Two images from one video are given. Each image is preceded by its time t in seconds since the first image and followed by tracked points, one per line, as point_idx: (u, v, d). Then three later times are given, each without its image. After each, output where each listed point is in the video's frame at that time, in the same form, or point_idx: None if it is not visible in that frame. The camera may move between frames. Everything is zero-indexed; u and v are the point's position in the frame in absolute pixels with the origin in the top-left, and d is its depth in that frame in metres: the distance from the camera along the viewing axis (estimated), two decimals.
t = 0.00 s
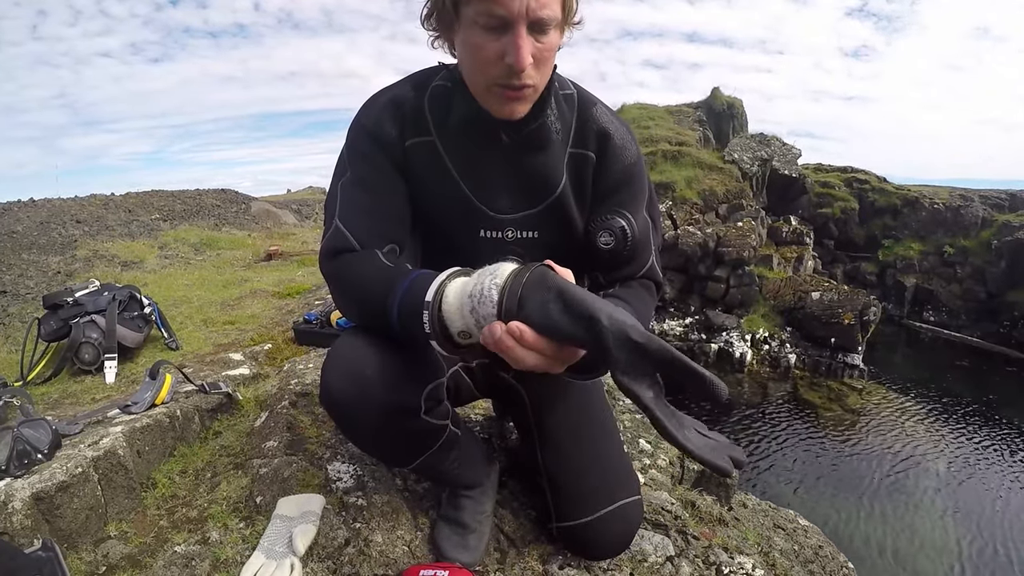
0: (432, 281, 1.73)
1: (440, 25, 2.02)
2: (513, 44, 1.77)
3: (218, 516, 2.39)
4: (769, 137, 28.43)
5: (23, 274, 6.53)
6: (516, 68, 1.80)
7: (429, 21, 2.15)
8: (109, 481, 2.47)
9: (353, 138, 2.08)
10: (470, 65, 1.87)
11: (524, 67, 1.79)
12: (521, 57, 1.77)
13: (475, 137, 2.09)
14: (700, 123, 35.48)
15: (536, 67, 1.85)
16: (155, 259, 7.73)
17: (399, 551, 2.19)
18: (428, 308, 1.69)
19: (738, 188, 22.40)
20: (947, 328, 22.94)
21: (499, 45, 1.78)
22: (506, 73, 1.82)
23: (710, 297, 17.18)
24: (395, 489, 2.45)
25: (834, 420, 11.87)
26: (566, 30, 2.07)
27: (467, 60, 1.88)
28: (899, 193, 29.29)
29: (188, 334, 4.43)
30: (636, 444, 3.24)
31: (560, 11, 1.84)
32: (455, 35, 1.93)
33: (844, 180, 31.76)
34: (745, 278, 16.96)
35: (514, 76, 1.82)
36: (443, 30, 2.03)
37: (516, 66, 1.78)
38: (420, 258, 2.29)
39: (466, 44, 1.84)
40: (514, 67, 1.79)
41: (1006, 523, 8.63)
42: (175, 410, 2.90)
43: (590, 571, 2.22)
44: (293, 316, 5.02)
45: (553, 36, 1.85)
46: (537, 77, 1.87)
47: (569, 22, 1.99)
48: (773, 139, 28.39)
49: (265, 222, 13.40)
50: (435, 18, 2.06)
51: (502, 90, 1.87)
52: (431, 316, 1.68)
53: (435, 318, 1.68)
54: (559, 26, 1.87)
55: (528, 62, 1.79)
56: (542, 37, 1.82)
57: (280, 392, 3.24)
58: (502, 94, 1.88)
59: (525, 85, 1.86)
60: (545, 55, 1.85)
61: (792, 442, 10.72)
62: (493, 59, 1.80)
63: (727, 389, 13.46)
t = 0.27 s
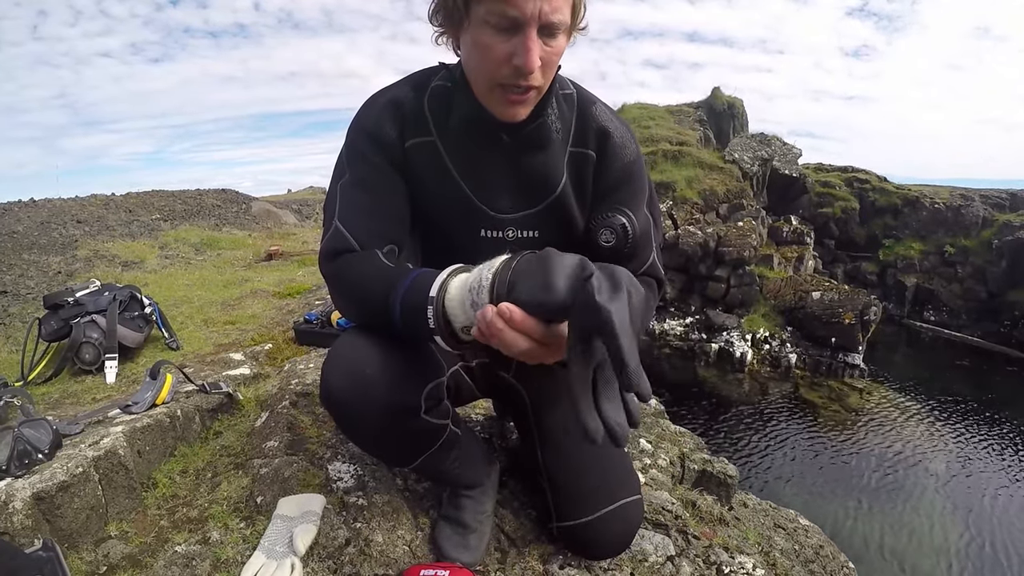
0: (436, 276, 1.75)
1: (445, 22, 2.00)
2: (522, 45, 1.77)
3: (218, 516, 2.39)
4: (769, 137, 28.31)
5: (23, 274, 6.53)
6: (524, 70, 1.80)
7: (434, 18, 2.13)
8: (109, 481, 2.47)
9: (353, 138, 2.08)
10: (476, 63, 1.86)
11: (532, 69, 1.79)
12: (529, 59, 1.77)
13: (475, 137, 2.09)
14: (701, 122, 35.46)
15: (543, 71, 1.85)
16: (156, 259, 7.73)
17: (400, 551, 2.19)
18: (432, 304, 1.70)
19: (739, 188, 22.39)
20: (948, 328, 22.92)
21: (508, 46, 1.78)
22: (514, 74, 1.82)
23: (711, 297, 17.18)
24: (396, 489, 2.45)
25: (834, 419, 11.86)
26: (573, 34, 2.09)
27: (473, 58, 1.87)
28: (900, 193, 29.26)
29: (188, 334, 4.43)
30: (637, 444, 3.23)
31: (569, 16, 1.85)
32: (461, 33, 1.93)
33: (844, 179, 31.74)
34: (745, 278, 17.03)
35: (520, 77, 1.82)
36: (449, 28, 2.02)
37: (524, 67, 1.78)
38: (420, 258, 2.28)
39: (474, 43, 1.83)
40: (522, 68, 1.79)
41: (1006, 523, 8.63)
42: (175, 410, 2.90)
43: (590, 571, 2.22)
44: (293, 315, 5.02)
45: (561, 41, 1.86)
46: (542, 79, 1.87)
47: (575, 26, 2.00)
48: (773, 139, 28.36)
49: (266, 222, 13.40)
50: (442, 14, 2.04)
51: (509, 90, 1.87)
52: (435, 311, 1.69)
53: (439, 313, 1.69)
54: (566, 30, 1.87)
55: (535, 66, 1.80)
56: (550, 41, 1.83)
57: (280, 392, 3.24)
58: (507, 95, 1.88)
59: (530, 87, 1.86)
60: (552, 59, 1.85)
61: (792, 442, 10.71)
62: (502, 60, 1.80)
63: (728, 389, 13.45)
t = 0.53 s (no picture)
0: (442, 273, 1.75)
1: (446, 23, 2.00)
2: (517, 51, 1.77)
3: (219, 516, 2.39)
4: (770, 137, 28.48)
5: (24, 274, 6.53)
6: (518, 76, 1.79)
7: (435, 17, 2.13)
8: (110, 481, 2.47)
9: (354, 139, 2.08)
10: (473, 66, 1.86)
11: (526, 75, 1.79)
12: (524, 65, 1.77)
13: (476, 138, 2.08)
14: (701, 123, 35.45)
15: (537, 76, 1.85)
16: (156, 259, 7.73)
17: (400, 550, 2.19)
18: (437, 301, 1.70)
19: (739, 188, 22.38)
20: (949, 328, 22.91)
21: (503, 51, 1.78)
22: (508, 79, 1.82)
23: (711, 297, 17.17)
24: (396, 489, 2.45)
25: (835, 420, 11.84)
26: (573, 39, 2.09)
27: (470, 61, 1.87)
28: (900, 193, 29.23)
29: (188, 334, 4.43)
30: (637, 444, 3.23)
31: (567, 22, 1.84)
32: (459, 35, 1.92)
33: (845, 180, 31.73)
34: (746, 278, 17.00)
35: (515, 82, 1.82)
36: (448, 29, 2.02)
37: (519, 73, 1.78)
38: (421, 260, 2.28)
39: (471, 47, 1.83)
40: (516, 74, 1.79)
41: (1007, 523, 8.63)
42: (175, 410, 2.90)
43: (590, 571, 2.22)
44: (293, 315, 5.02)
45: (558, 46, 1.85)
46: (537, 85, 1.87)
47: (574, 31, 2.00)
48: (774, 139, 28.35)
49: (266, 222, 13.41)
50: (442, 14, 2.04)
51: (503, 94, 1.87)
52: (441, 308, 1.69)
53: (444, 310, 1.69)
54: (564, 36, 1.86)
55: (530, 72, 1.80)
56: (546, 47, 1.82)
57: (281, 392, 3.24)
58: (502, 99, 1.88)
59: (525, 92, 1.86)
60: (548, 65, 1.85)
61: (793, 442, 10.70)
62: (497, 64, 1.80)
63: (728, 389, 13.45)
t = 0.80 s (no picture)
0: (444, 270, 1.74)
1: (444, 22, 2.01)
2: (512, 53, 1.77)
3: (218, 516, 2.39)
4: (769, 137, 28.45)
5: (23, 274, 6.52)
6: (512, 78, 1.79)
7: (433, 16, 2.14)
8: (109, 481, 2.47)
9: (353, 138, 2.08)
10: (469, 66, 1.87)
11: (520, 77, 1.79)
12: (518, 67, 1.77)
13: (475, 137, 2.08)
14: (701, 123, 35.46)
15: (532, 78, 1.85)
16: (156, 259, 7.72)
17: (399, 551, 2.19)
18: (439, 301, 1.69)
19: (738, 188, 22.39)
20: (948, 328, 22.94)
21: (498, 52, 1.78)
22: (503, 81, 1.82)
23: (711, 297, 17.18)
24: (396, 489, 2.45)
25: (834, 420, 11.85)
26: (569, 41, 2.09)
27: (466, 61, 1.87)
28: (899, 193, 29.26)
29: (188, 334, 4.43)
30: (637, 443, 3.23)
31: (563, 25, 1.84)
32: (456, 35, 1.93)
33: (844, 179, 31.74)
34: (745, 278, 16.98)
35: (510, 84, 1.82)
36: (446, 28, 2.03)
37: (513, 75, 1.78)
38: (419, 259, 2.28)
39: (467, 47, 1.83)
40: (511, 76, 1.79)
41: (1006, 523, 8.64)
42: (175, 410, 2.90)
43: (590, 571, 2.22)
44: (293, 315, 5.02)
45: (553, 49, 1.85)
46: (532, 87, 1.87)
47: (570, 34, 1.99)
48: (773, 139, 28.36)
49: (265, 222, 13.39)
50: (440, 14, 2.05)
51: (498, 95, 1.87)
52: (443, 307, 1.68)
53: (447, 310, 1.68)
54: (560, 39, 1.86)
55: (524, 74, 1.80)
56: (541, 49, 1.82)
57: (280, 392, 3.24)
58: (496, 100, 1.89)
59: (519, 94, 1.86)
60: (542, 67, 1.85)
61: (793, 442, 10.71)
62: (492, 65, 1.80)
63: (728, 389, 13.45)
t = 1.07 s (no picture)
0: (444, 274, 1.75)
1: (444, 20, 2.01)
2: (510, 55, 1.77)
3: (217, 516, 2.39)
4: (768, 137, 28.59)
5: (22, 274, 6.52)
6: (509, 79, 1.80)
7: (433, 13, 2.14)
8: (108, 481, 2.47)
9: (352, 137, 2.08)
10: (467, 66, 1.87)
11: (518, 79, 1.80)
12: (516, 69, 1.77)
13: (472, 136, 2.08)
14: (700, 122, 35.45)
15: (530, 80, 1.85)
16: (154, 259, 7.71)
17: (399, 551, 2.19)
18: (440, 301, 1.70)
19: (738, 188, 22.37)
20: (947, 328, 22.96)
21: (496, 54, 1.78)
22: (500, 82, 1.82)
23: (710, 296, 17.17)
24: (395, 488, 2.45)
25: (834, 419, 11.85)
26: (569, 44, 2.08)
27: (465, 61, 1.87)
28: (899, 193, 29.26)
29: (187, 334, 4.42)
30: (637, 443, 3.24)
31: (562, 28, 1.84)
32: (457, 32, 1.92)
33: (843, 179, 31.74)
34: (745, 277, 16.97)
35: (507, 86, 1.82)
36: (446, 26, 2.03)
37: (510, 76, 1.78)
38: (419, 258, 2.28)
39: (466, 46, 1.83)
40: (508, 77, 1.79)
41: (1005, 522, 8.65)
42: (174, 410, 2.90)
43: (589, 570, 2.22)
44: (293, 315, 5.01)
45: (552, 52, 1.85)
46: (529, 89, 1.86)
47: (570, 36, 1.99)
48: (772, 138, 28.38)
49: (265, 222, 13.37)
50: (441, 10, 2.05)
51: (495, 96, 1.87)
52: (444, 307, 1.69)
53: (447, 309, 1.69)
54: (559, 42, 1.86)
55: (522, 76, 1.80)
56: (540, 52, 1.82)
57: (280, 392, 3.23)
58: (493, 100, 1.89)
59: (516, 96, 1.86)
60: (541, 69, 1.85)
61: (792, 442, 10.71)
62: (489, 66, 1.80)
63: (727, 389, 13.45)
